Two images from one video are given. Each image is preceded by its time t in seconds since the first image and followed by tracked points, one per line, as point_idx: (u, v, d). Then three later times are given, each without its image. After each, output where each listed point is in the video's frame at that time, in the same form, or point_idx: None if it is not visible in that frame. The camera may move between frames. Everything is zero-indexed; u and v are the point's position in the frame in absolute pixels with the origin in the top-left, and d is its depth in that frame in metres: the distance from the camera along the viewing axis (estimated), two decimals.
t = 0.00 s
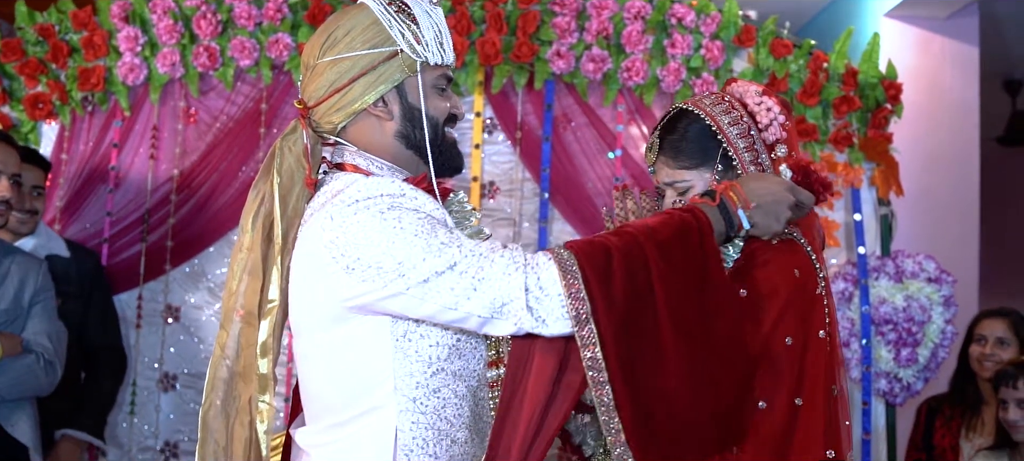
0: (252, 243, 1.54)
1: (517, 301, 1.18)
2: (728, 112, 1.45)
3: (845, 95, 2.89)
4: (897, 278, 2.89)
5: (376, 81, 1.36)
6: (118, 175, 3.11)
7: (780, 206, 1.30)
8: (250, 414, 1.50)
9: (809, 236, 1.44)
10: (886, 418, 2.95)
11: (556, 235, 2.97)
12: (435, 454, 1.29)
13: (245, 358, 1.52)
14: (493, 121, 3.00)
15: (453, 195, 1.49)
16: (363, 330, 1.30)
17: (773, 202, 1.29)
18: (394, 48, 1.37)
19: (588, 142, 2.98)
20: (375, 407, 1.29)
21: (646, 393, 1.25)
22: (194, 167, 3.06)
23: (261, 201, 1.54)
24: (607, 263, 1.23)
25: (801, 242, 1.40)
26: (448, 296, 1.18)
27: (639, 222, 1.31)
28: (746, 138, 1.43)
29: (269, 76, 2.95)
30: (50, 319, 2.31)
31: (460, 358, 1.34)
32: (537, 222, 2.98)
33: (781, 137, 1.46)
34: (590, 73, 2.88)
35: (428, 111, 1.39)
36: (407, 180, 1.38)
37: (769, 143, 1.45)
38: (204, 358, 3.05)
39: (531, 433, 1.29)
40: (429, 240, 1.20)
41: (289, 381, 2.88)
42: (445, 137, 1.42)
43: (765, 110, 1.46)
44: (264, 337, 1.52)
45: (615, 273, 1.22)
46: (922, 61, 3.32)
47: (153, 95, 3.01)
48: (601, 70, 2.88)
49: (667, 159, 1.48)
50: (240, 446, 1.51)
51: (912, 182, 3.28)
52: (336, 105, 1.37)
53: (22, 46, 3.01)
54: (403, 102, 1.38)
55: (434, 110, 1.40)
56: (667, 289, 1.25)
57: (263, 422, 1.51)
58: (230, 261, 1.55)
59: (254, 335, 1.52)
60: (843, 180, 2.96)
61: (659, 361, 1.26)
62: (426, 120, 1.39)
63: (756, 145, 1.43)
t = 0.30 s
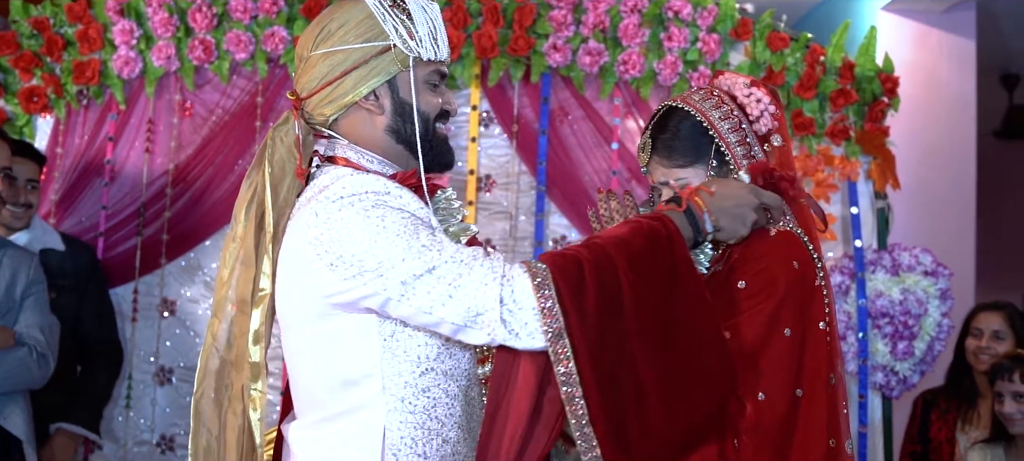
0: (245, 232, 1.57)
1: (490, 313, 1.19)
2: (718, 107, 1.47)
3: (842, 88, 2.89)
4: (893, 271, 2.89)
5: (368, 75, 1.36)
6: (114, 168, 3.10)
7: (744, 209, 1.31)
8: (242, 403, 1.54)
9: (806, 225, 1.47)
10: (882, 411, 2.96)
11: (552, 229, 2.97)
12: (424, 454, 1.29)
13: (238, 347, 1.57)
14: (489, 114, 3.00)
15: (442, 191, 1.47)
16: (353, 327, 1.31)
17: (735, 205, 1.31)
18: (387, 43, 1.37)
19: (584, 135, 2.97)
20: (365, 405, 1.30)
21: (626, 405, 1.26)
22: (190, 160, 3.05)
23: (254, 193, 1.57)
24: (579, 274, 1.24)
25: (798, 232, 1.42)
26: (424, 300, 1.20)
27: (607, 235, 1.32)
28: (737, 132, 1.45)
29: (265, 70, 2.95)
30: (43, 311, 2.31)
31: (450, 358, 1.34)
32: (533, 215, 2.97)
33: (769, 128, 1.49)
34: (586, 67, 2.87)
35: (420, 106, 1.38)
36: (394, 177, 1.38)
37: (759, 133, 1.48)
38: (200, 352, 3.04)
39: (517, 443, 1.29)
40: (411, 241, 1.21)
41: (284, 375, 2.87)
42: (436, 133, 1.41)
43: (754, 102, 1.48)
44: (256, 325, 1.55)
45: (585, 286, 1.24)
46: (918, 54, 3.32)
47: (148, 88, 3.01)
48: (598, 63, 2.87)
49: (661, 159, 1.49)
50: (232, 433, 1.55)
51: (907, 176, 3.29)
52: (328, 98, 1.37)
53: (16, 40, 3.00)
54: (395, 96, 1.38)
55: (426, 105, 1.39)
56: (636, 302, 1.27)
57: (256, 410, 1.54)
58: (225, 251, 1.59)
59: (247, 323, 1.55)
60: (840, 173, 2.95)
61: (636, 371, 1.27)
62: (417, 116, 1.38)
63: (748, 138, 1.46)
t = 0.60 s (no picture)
0: (236, 218, 1.56)
1: (459, 323, 1.18)
2: (711, 99, 1.50)
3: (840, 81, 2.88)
4: (891, 264, 2.89)
5: (359, 68, 1.35)
6: (110, 160, 3.09)
7: (712, 219, 1.32)
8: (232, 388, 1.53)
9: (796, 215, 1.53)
10: (879, 404, 2.96)
11: (550, 221, 2.96)
12: (409, 451, 1.31)
13: (228, 332, 1.55)
14: (487, 106, 2.99)
15: (427, 187, 1.45)
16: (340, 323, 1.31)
17: (700, 214, 1.31)
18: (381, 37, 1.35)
19: (583, 128, 2.96)
20: (350, 402, 1.30)
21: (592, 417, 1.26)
22: (187, 152, 3.04)
23: (245, 183, 1.55)
24: (546, 287, 1.23)
25: (799, 226, 1.49)
26: (397, 306, 1.19)
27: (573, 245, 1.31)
28: (732, 125, 1.49)
29: (262, 61, 2.94)
30: (36, 301, 2.42)
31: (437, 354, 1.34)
32: (531, 208, 2.97)
33: (765, 118, 1.53)
34: (584, 59, 2.87)
35: (411, 102, 1.38)
36: (382, 172, 1.37)
37: (755, 124, 1.52)
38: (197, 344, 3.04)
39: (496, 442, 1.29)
40: (390, 242, 1.20)
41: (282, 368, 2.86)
42: (425, 128, 1.41)
43: (748, 93, 1.52)
44: (246, 310, 1.54)
45: (554, 299, 1.23)
46: (916, 47, 3.32)
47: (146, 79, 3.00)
48: (596, 55, 2.87)
49: (656, 153, 1.52)
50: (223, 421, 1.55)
51: (905, 168, 3.30)
52: (319, 89, 1.37)
53: (12, 30, 2.99)
54: (386, 90, 1.37)
55: (416, 101, 1.39)
56: (603, 313, 1.26)
57: (245, 396, 1.53)
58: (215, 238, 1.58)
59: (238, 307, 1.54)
60: (838, 165, 2.95)
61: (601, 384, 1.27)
62: (407, 110, 1.38)
63: (743, 130, 1.50)
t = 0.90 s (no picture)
0: (223, 209, 1.53)
1: (429, 322, 1.16)
2: (701, 92, 1.53)
3: (838, 72, 2.88)
4: (889, 256, 2.89)
5: (345, 62, 1.34)
6: (107, 152, 3.09)
7: (677, 216, 1.28)
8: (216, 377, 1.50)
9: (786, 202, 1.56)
10: (877, 395, 2.97)
11: (548, 214, 2.97)
12: (390, 444, 1.30)
13: (215, 321, 1.52)
14: (484, 98, 2.99)
15: (410, 183, 1.42)
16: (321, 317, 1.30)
17: (667, 205, 1.27)
18: (368, 31, 1.35)
19: (580, 120, 2.96)
20: (331, 397, 1.29)
21: (552, 422, 1.22)
22: (184, 144, 3.03)
23: (231, 174, 1.52)
24: (512, 288, 1.20)
25: (793, 215, 1.50)
26: (367, 302, 1.17)
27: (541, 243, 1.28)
28: (722, 118, 1.51)
29: (259, 53, 2.93)
30: (29, 294, 2.35)
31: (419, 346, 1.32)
32: (528, 199, 2.97)
33: (755, 108, 1.56)
34: (581, 50, 2.87)
35: (397, 96, 1.37)
36: (365, 166, 1.36)
37: (745, 114, 1.55)
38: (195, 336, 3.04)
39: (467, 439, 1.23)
40: (366, 237, 1.18)
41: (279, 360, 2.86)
42: (412, 122, 1.39)
43: (737, 85, 1.55)
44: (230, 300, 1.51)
45: (520, 300, 1.20)
46: (915, 38, 3.31)
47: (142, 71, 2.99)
48: (593, 47, 2.87)
49: (649, 149, 1.54)
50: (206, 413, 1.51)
51: (904, 161, 3.29)
52: (305, 82, 1.36)
53: (9, 22, 2.99)
54: (373, 83, 1.36)
55: (402, 95, 1.37)
56: (570, 316, 1.23)
57: (229, 384, 1.50)
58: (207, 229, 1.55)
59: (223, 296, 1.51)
60: (836, 157, 2.96)
61: (563, 387, 1.23)
62: (393, 104, 1.37)
63: (734, 122, 1.52)
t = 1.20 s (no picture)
0: (212, 203, 1.55)
1: (406, 311, 1.20)
2: (691, 88, 1.53)
3: (837, 66, 2.87)
4: (888, 250, 2.88)
5: (332, 58, 1.37)
6: (105, 145, 3.08)
7: (651, 205, 1.36)
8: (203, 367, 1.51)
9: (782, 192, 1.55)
10: (876, 389, 2.96)
11: (546, 206, 2.96)
12: (372, 433, 1.31)
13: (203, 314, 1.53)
14: (483, 91, 2.97)
15: (396, 176, 1.42)
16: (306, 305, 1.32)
17: (642, 195, 1.36)
18: (355, 27, 1.38)
19: (580, 113, 2.96)
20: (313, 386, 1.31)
21: (531, 410, 1.26)
22: (182, 137, 3.03)
23: (221, 167, 1.54)
24: (488, 278, 1.25)
25: (792, 209, 1.49)
26: (346, 293, 1.20)
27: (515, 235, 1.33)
28: (713, 113, 1.52)
29: (258, 46, 2.92)
30: (23, 288, 2.36)
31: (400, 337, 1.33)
32: (527, 193, 2.97)
33: (746, 101, 1.56)
34: (580, 44, 2.86)
35: (384, 91, 1.40)
36: (352, 159, 1.40)
37: (737, 107, 1.55)
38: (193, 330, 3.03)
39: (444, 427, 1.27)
40: (345, 227, 1.21)
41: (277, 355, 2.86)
42: (398, 117, 1.42)
43: (728, 78, 1.55)
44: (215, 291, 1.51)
45: (495, 288, 1.25)
46: (915, 32, 3.30)
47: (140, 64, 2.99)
48: (592, 40, 2.86)
49: (642, 146, 1.57)
50: (195, 405, 1.53)
51: (902, 153, 3.29)
52: (293, 78, 1.39)
53: (6, 15, 2.98)
54: (359, 78, 1.39)
55: (389, 90, 1.40)
56: (545, 303, 1.28)
57: (215, 373, 1.50)
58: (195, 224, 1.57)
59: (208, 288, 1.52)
60: (835, 150, 2.96)
61: (539, 375, 1.27)
62: (380, 100, 1.39)
63: (725, 117, 1.53)
